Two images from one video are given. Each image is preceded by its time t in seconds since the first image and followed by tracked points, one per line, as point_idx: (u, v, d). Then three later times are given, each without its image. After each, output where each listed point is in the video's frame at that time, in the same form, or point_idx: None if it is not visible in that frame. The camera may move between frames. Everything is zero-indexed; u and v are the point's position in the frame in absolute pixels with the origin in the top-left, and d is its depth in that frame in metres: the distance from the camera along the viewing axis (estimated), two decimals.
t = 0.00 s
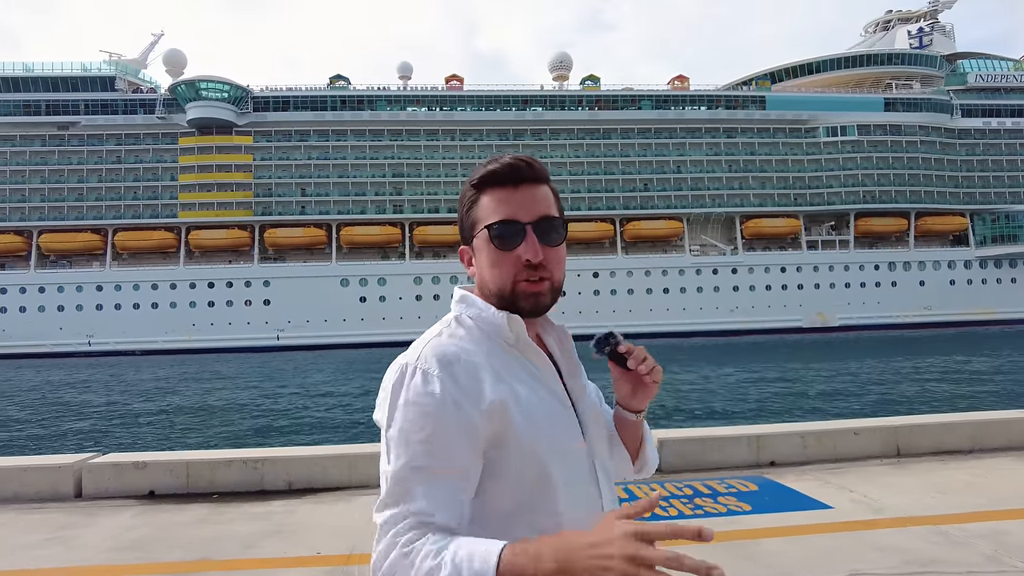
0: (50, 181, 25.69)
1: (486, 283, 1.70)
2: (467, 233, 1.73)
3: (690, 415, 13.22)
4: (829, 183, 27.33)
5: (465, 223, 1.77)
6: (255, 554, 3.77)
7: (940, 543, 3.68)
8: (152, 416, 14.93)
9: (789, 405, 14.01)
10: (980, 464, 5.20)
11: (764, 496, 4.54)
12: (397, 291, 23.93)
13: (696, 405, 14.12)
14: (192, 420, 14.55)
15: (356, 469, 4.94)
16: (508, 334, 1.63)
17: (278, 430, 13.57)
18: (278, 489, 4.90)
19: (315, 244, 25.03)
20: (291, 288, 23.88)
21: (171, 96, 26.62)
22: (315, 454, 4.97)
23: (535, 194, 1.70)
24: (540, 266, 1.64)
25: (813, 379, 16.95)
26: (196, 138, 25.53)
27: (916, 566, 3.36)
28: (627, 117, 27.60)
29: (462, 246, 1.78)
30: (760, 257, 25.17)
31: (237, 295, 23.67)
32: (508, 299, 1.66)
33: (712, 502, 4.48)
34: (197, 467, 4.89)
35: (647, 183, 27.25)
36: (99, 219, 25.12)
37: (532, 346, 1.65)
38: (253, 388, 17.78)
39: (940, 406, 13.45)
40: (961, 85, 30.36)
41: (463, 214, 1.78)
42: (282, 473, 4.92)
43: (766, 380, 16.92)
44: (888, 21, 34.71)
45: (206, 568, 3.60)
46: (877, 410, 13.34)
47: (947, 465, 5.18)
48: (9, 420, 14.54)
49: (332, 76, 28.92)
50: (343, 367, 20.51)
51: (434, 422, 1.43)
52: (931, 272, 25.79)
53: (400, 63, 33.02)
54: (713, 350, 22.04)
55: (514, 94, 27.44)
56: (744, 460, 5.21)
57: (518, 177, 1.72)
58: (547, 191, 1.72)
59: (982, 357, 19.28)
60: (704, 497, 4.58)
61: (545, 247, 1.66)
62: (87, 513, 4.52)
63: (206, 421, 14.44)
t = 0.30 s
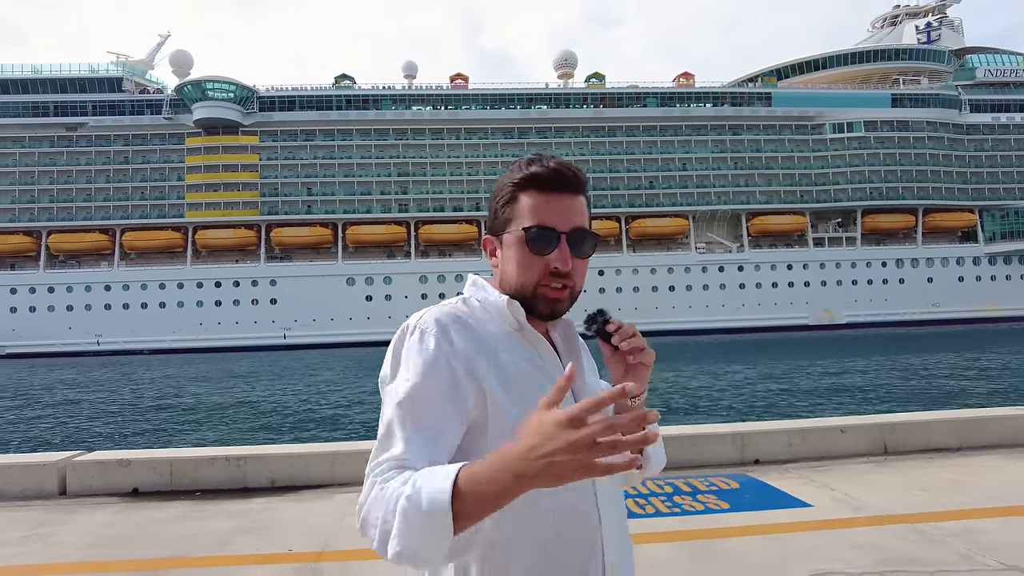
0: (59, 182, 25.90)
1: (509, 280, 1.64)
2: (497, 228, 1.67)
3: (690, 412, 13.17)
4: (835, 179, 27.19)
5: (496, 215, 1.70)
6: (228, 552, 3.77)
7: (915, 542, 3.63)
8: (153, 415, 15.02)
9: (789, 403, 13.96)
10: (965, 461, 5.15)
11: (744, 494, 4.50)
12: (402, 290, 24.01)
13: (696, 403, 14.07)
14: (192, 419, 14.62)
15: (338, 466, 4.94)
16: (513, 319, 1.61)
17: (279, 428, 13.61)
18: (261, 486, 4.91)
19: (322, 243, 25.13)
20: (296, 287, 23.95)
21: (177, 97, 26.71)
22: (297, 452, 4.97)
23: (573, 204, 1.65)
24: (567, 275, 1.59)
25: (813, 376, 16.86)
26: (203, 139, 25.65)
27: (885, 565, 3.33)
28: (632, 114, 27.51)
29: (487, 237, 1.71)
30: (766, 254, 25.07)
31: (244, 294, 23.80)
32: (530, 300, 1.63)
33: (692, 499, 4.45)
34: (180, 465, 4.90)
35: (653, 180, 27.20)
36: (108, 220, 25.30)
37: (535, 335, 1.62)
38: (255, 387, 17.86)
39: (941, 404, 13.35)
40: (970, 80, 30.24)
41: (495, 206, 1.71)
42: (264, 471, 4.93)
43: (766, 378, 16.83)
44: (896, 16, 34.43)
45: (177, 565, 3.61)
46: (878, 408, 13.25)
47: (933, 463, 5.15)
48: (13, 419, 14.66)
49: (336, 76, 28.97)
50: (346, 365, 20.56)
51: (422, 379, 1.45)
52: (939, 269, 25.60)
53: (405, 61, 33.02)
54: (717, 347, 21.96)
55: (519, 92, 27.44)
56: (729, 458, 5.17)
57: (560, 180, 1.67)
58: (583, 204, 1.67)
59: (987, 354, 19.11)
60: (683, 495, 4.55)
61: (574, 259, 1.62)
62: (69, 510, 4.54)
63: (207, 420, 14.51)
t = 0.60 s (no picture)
0: (67, 182, 26.10)
1: (549, 276, 1.72)
2: (538, 229, 1.75)
3: (689, 412, 13.12)
4: (842, 177, 27.02)
5: (534, 216, 1.79)
6: (199, 553, 3.78)
7: (885, 547, 3.60)
8: (155, 414, 15.08)
9: (789, 402, 13.89)
10: (953, 464, 5.10)
11: (722, 497, 4.48)
12: (408, 289, 24.01)
13: (697, 403, 14.02)
14: (191, 418, 14.71)
15: (320, 468, 4.96)
16: (546, 320, 1.68)
17: (280, 427, 13.65)
18: (242, 487, 4.92)
19: (328, 242, 25.21)
20: (303, 287, 24.03)
21: (184, 97, 26.84)
22: (279, 452, 4.97)
23: (610, 210, 1.76)
24: (604, 274, 1.69)
25: (815, 376, 16.76)
26: (210, 139, 25.76)
27: (853, 571, 3.30)
28: (638, 113, 27.43)
29: (524, 238, 1.80)
30: (772, 253, 24.93)
31: (250, 293, 23.88)
32: (567, 297, 1.71)
33: (669, 502, 4.43)
34: (163, 465, 4.92)
35: (659, 179, 27.14)
36: (115, 220, 25.43)
37: (567, 336, 1.69)
38: (257, 386, 17.91)
39: (943, 404, 13.23)
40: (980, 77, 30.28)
41: (533, 209, 1.80)
42: (246, 471, 4.93)
43: (767, 378, 16.77)
44: (904, 12, 34.19)
45: (148, 566, 3.62)
46: (880, 408, 13.13)
47: (918, 465, 5.10)
48: (17, 417, 14.80)
49: (342, 76, 29.04)
50: (350, 365, 20.61)
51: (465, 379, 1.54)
52: (948, 267, 25.38)
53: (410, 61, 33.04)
54: (720, 347, 21.86)
55: (524, 91, 27.44)
56: (712, 459, 5.15)
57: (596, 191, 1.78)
58: (616, 213, 1.78)
59: (992, 353, 18.96)
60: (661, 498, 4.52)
61: (610, 261, 1.72)
62: (50, 510, 4.56)
63: (207, 419, 14.57)
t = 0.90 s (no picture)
0: (74, 178, 26.22)
1: (545, 275, 1.71)
2: (529, 227, 1.73)
3: (687, 409, 13.09)
4: (849, 173, 26.83)
5: (521, 214, 1.76)
6: (168, 550, 3.79)
7: (855, 548, 3.57)
8: (155, 410, 15.14)
9: (788, 399, 13.82)
10: (937, 464, 5.05)
11: (699, 497, 4.46)
12: (413, 285, 24.06)
13: (696, 400, 13.98)
14: (191, 413, 14.78)
15: (299, 465, 4.97)
16: (537, 317, 1.68)
17: (279, 423, 13.69)
18: (222, 483, 4.94)
19: (333, 238, 25.28)
20: (308, 282, 24.10)
21: (189, 93, 26.89)
22: (259, 449, 4.98)
23: (596, 204, 1.77)
24: (599, 271, 1.71)
25: (815, 373, 16.67)
26: (216, 135, 25.82)
27: (820, 573, 3.27)
28: (643, 108, 27.31)
29: (513, 237, 1.77)
30: (778, 249, 24.81)
31: (256, 289, 23.94)
32: (562, 295, 1.72)
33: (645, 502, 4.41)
34: (144, 461, 4.94)
35: (664, 174, 27.04)
36: (122, 215, 25.54)
37: (558, 332, 1.69)
38: (258, 382, 17.96)
39: (942, 402, 13.14)
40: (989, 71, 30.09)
41: (519, 206, 1.77)
42: (226, 468, 4.95)
43: (766, 375, 16.70)
44: (912, 6, 33.90)
45: (117, 562, 3.63)
46: (880, 406, 13.05)
47: (902, 465, 5.06)
48: (19, 412, 14.90)
49: (347, 71, 29.04)
50: (352, 360, 20.65)
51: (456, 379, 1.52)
52: (956, 264, 25.19)
53: (415, 56, 32.97)
54: (723, 343, 21.74)
55: (529, 86, 27.43)
56: (694, 458, 5.12)
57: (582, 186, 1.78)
58: (604, 207, 1.77)
59: (995, 350, 18.81)
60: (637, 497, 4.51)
61: (603, 256, 1.74)
62: (29, 506, 4.58)
63: (205, 414, 14.62)
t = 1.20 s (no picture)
0: (80, 178, 26.38)
1: (559, 276, 1.68)
2: (532, 227, 1.68)
3: (686, 408, 13.06)
4: (855, 171, 26.66)
5: (523, 216, 1.70)
6: (133, 550, 3.80)
7: (824, 550, 3.54)
8: (154, 408, 15.21)
9: (788, 399, 13.74)
10: (921, 464, 5.00)
11: (677, 497, 4.44)
12: (417, 284, 24.11)
13: (695, 399, 13.94)
14: (189, 411, 14.85)
15: (278, 465, 4.96)
16: (556, 326, 1.64)
17: (277, 421, 13.70)
18: (202, 482, 4.93)
19: (337, 237, 25.32)
20: (312, 281, 24.16)
21: (194, 93, 26.98)
22: (238, 448, 4.96)
23: (597, 190, 1.73)
24: (612, 261, 1.69)
25: (815, 373, 16.58)
26: (220, 134, 25.93)
27: None
28: (647, 106, 27.26)
29: (515, 240, 1.72)
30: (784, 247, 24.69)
31: (261, 288, 24.01)
32: (578, 295, 1.70)
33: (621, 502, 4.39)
34: (123, 460, 4.94)
35: (668, 173, 26.95)
36: (128, 215, 25.66)
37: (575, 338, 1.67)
38: (258, 381, 18.01)
39: (942, 402, 13.04)
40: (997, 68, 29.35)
41: (518, 205, 1.71)
42: (205, 467, 4.94)
43: (766, 374, 16.64)
44: (918, 3, 33.71)
45: (82, 562, 3.64)
46: (879, 406, 12.96)
47: (885, 466, 5.01)
48: (21, 411, 15.02)
49: (351, 70, 29.08)
50: (354, 359, 20.67)
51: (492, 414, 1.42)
52: (963, 262, 25.00)
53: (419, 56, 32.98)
54: (725, 342, 21.67)
55: (533, 84, 27.26)
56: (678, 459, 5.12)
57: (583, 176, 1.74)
58: (603, 194, 1.75)
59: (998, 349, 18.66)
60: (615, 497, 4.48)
61: (614, 245, 1.72)
62: (9, 505, 4.61)
63: (202, 413, 14.67)
